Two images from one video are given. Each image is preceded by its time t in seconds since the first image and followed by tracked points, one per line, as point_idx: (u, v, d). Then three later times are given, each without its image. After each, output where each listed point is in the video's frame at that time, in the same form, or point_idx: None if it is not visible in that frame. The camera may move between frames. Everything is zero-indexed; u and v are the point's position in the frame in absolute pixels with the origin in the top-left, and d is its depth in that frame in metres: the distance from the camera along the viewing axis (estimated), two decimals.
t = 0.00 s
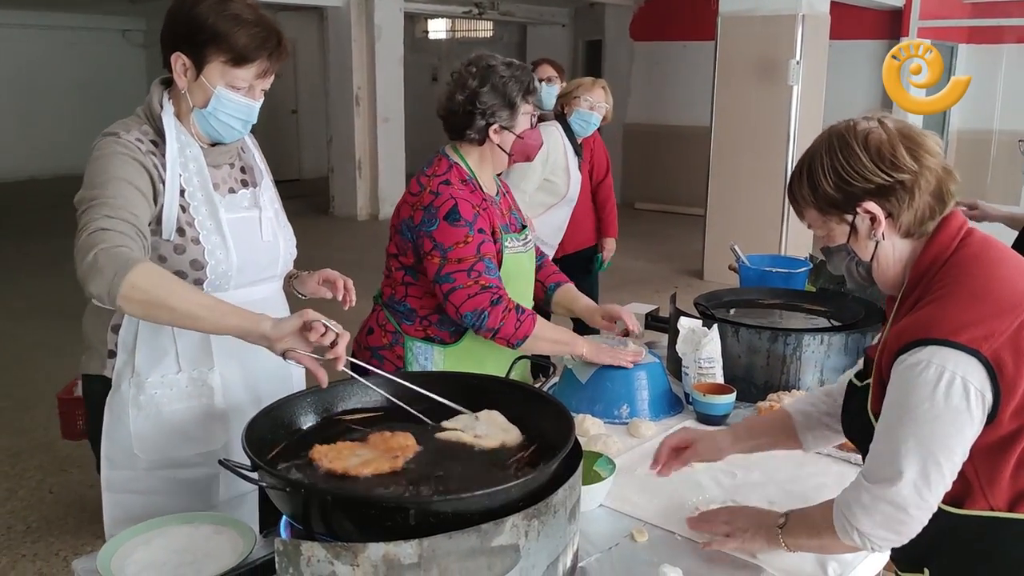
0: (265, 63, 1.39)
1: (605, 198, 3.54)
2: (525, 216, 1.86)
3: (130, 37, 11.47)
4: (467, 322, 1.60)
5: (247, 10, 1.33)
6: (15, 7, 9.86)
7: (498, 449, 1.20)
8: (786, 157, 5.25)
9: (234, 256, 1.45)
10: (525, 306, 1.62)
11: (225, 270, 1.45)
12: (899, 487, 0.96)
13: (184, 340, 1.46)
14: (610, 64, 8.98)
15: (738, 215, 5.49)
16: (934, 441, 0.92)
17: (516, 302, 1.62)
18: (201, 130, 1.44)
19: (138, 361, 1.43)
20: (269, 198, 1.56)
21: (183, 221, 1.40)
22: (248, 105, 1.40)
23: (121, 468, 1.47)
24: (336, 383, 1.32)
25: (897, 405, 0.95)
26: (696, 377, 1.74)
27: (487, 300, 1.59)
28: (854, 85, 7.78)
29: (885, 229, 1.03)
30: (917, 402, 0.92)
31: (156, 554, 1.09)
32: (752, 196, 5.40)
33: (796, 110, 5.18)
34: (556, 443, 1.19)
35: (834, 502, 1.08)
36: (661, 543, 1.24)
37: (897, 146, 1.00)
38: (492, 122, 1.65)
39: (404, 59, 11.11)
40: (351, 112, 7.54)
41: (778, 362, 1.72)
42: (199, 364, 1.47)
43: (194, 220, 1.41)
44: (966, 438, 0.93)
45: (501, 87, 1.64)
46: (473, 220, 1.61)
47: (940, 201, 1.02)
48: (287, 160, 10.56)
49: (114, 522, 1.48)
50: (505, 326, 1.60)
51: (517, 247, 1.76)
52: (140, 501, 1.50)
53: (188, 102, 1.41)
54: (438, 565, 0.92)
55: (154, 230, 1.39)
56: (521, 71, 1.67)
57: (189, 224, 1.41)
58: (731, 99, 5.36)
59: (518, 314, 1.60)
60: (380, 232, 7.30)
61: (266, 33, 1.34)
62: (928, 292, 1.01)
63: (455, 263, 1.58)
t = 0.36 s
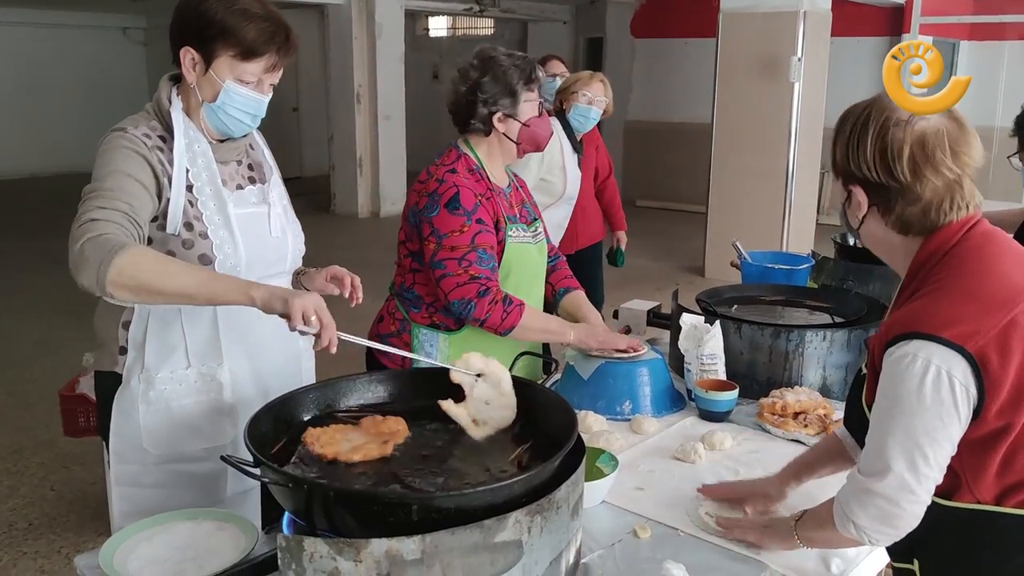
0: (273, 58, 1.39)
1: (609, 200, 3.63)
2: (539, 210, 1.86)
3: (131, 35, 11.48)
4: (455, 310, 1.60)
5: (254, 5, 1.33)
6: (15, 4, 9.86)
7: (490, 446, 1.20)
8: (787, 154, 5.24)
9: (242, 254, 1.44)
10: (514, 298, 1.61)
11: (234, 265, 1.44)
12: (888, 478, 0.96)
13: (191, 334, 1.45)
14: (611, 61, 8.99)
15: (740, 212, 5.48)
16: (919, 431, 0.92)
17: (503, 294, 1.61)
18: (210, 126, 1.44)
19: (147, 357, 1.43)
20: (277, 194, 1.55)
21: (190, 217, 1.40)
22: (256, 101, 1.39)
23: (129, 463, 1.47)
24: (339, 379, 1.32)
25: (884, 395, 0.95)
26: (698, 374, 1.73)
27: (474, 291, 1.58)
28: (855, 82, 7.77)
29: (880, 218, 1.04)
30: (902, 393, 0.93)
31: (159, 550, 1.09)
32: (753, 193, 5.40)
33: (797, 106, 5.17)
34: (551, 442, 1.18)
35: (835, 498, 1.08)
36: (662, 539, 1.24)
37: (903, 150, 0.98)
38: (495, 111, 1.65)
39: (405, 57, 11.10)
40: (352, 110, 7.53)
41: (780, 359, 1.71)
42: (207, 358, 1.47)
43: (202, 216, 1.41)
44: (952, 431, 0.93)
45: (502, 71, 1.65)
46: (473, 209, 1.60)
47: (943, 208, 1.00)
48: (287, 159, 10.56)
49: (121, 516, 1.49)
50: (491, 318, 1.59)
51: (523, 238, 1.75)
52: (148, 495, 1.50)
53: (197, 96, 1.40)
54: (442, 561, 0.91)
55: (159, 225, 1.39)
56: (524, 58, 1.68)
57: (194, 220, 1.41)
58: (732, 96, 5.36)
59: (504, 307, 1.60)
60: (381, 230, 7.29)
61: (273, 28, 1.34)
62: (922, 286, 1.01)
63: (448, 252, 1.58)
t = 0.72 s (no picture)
0: (276, 53, 1.38)
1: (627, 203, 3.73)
2: (547, 204, 1.85)
3: (131, 34, 11.47)
4: (458, 298, 1.61)
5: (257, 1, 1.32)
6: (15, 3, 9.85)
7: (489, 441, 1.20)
8: (787, 152, 5.23)
9: (241, 253, 1.43)
10: (516, 291, 1.61)
11: (231, 265, 1.43)
12: (896, 469, 0.95)
13: (188, 332, 1.45)
14: (610, 60, 8.99)
15: (740, 211, 5.48)
16: (930, 420, 0.92)
17: (506, 286, 1.62)
18: (213, 122, 1.43)
19: (145, 354, 1.43)
20: (280, 192, 1.54)
21: (187, 216, 1.40)
22: (258, 96, 1.38)
23: (127, 461, 1.48)
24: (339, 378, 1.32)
25: (894, 385, 0.95)
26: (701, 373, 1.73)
27: (478, 280, 1.59)
28: (856, 81, 7.77)
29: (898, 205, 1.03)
30: (914, 381, 0.92)
31: (159, 549, 1.09)
32: (753, 191, 5.40)
33: (798, 104, 5.16)
34: (554, 440, 1.18)
35: (836, 495, 1.07)
36: (664, 537, 1.23)
37: (924, 137, 0.97)
38: (474, 100, 1.72)
39: (405, 56, 11.10)
40: (352, 109, 7.53)
41: (782, 356, 1.71)
42: (205, 357, 1.46)
43: (200, 215, 1.41)
44: (962, 420, 0.92)
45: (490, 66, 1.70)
46: (478, 198, 1.62)
47: (960, 198, 0.99)
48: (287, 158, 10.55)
49: (120, 515, 1.49)
50: (492, 308, 1.60)
51: (528, 231, 1.75)
52: (146, 493, 1.49)
53: (200, 93, 1.40)
54: (444, 559, 0.91)
55: (159, 223, 1.39)
56: (512, 53, 1.69)
57: (192, 218, 1.40)
58: (732, 94, 5.36)
59: (506, 298, 1.60)
60: (381, 229, 7.28)
61: (276, 25, 1.33)
62: (934, 277, 1.00)
63: (453, 239, 1.60)
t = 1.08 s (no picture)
0: (271, 55, 1.38)
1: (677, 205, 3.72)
2: (547, 204, 1.86)
3: (128, 33, 11.47)
4: (435, 298, 1.61)
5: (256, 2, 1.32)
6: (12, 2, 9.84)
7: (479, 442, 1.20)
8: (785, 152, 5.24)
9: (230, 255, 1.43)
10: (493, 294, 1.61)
11: (219, 266, 1.43)
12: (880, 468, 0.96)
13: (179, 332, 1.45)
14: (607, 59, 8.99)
15: (737, 209, 5.48)
16: (918, 423, 0.92)
17: (484, 289, 1.62)
18: (212, 124, 1.43)
19: (133, 352, 1.44)
20: (279, 194, 1.54)
21: (178, 216, 1.40)
22: (255, 97, 1.38)
23: (118, 458, 1.49)
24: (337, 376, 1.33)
25: (885, 385, 0.95)
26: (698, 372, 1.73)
27: (452, 282, 1.59)
28: (853, 80, 7.77)
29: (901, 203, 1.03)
30: (904, 383, 0.93)
31: (158, 548, 1.09)
32: (750, 191, 5.40)
33: (795, 103, 5.17)
34: (550, 441, 1.18)
35: (821, 487, 1.08)
36: (662, 536, 1.24)
37: (930, 136, 0.97)
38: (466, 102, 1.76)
39: (403, 55, 11.09)
40: (349, 108, 7.52)
41: (779, 356, 1.71)
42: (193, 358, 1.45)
43: (190, 216, 1.41)
44: (950, 426, 0.93)
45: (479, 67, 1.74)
46: (467, 199, 1.62)
47: (965, 197, 1.00)
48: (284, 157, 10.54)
49: (113, 511, 1.51)
50: (467, 311, 1.59)
51: (523, 231, 1.74)
52: (139, 489, 1.50)
53: (198, 93, 1.40)
54: (442, 559, 0.91)
55: (150, 224, 1.39)
56: (494, 50, 1.73)
57: (182, 218, 1.40)
58: (730, 93, 5.36)
59: (482, 302, 1.60)
60: (378, 228, 7.28)
61: (274, 25, 1.33)
62: (933, 278, 1.00)
63: (436, 240, 1.61)
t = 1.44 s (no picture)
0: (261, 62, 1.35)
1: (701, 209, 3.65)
2: (546, 205, 1.87)
3: (124, 32, 11.46)
4: (457, 296, 1.59)
5: (254, 8, 1.31)
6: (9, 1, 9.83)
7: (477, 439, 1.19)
8: (781, 151, 5.25)
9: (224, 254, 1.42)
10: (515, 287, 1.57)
11: (214, 264, 1.43)
12: (873, 451, 0.96)
13: (171, 329, 1.45)
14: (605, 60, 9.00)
15: (734, 209, 5.49)
16: (915, 409, 0.93)
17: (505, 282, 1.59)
18: (205, 123, 1.43)
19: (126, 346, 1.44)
20: (281, 193, 1.53)
21: (169, 214, 1.40)
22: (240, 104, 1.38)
23: (116, 450, 1.49)
24: (335, 373, 1.33)
25: (885, 369, 0.96)
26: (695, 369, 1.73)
27: (474, 276, 1.57)
28: (850, 80, 7.79)
29: (909, 192, 1.03)
30: (905, 368, 0.93)
31: (157, 546, 1.09)
32: (747, 190, 5.41)
33: (792, 103, 5.18)
34: (551, 437, 1.18)
35: (813, 472, 1.08)
36: (661, 534, 1.24)
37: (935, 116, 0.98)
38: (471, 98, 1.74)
39: (400, 55, 11.10)
40: (346, 108, 7.51)
41: (777, 354, 1.72)
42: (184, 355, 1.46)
43: (184, 215, 1.41)
44: (949, 414, 0.93)
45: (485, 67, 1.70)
46: (471, 198, 1.62)
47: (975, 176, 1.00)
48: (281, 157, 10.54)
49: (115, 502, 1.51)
50: (490, 304, 1.56)
51: (521, 229, 1.74)
52: (137, 485, 1.50)
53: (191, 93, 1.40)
54: (442, 556, 0.91)
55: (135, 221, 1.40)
56: (509, 53, 1.68)
57: (174, 217, 1.40)
58: (727, 93, 5.36)
59: (504, 294, 1.56)
60: (375, 227, 7.28)
61: (267, 32, 1.31)
62: (938, 271, 1.00)
63: (449, 239, 1.60)
